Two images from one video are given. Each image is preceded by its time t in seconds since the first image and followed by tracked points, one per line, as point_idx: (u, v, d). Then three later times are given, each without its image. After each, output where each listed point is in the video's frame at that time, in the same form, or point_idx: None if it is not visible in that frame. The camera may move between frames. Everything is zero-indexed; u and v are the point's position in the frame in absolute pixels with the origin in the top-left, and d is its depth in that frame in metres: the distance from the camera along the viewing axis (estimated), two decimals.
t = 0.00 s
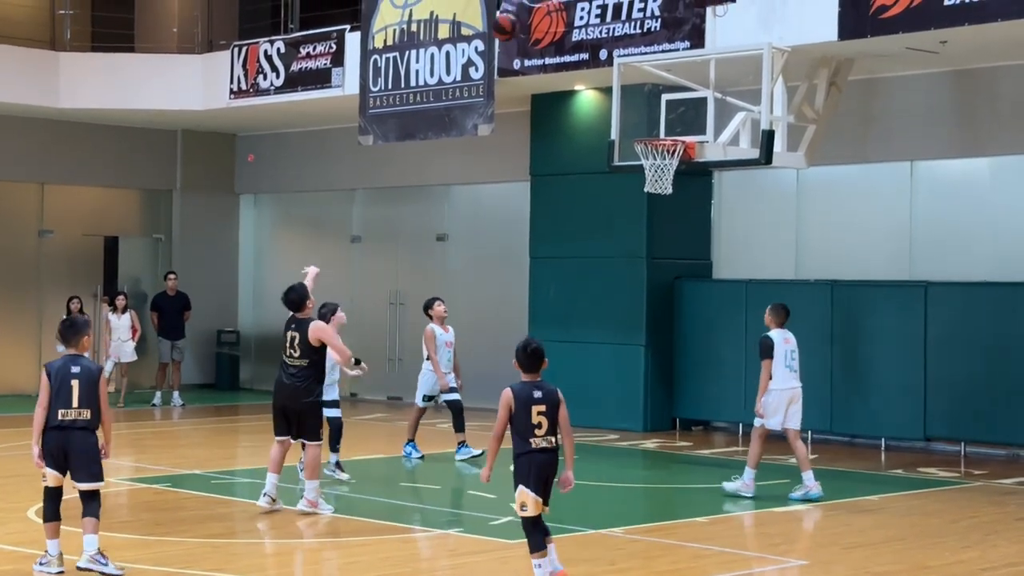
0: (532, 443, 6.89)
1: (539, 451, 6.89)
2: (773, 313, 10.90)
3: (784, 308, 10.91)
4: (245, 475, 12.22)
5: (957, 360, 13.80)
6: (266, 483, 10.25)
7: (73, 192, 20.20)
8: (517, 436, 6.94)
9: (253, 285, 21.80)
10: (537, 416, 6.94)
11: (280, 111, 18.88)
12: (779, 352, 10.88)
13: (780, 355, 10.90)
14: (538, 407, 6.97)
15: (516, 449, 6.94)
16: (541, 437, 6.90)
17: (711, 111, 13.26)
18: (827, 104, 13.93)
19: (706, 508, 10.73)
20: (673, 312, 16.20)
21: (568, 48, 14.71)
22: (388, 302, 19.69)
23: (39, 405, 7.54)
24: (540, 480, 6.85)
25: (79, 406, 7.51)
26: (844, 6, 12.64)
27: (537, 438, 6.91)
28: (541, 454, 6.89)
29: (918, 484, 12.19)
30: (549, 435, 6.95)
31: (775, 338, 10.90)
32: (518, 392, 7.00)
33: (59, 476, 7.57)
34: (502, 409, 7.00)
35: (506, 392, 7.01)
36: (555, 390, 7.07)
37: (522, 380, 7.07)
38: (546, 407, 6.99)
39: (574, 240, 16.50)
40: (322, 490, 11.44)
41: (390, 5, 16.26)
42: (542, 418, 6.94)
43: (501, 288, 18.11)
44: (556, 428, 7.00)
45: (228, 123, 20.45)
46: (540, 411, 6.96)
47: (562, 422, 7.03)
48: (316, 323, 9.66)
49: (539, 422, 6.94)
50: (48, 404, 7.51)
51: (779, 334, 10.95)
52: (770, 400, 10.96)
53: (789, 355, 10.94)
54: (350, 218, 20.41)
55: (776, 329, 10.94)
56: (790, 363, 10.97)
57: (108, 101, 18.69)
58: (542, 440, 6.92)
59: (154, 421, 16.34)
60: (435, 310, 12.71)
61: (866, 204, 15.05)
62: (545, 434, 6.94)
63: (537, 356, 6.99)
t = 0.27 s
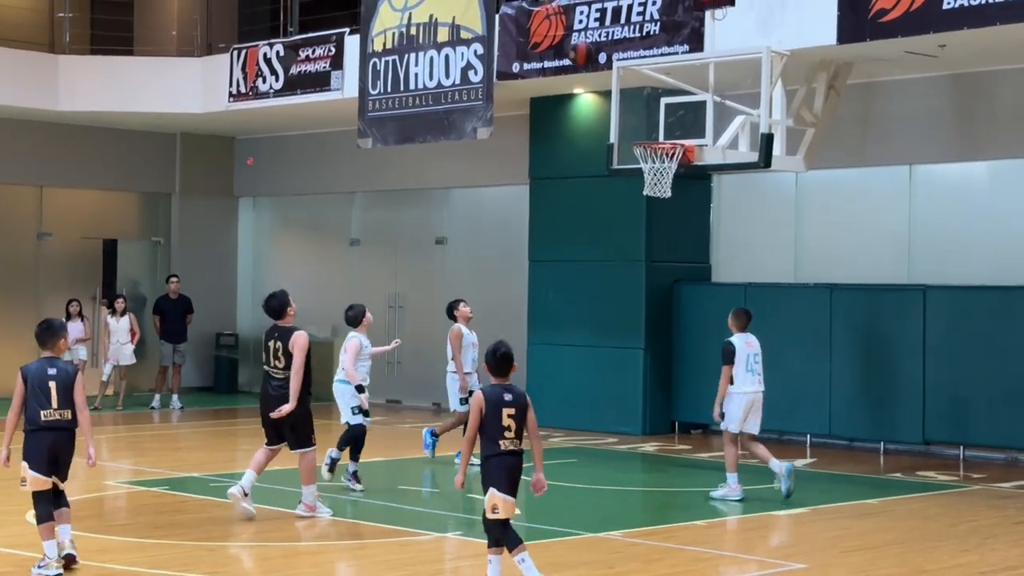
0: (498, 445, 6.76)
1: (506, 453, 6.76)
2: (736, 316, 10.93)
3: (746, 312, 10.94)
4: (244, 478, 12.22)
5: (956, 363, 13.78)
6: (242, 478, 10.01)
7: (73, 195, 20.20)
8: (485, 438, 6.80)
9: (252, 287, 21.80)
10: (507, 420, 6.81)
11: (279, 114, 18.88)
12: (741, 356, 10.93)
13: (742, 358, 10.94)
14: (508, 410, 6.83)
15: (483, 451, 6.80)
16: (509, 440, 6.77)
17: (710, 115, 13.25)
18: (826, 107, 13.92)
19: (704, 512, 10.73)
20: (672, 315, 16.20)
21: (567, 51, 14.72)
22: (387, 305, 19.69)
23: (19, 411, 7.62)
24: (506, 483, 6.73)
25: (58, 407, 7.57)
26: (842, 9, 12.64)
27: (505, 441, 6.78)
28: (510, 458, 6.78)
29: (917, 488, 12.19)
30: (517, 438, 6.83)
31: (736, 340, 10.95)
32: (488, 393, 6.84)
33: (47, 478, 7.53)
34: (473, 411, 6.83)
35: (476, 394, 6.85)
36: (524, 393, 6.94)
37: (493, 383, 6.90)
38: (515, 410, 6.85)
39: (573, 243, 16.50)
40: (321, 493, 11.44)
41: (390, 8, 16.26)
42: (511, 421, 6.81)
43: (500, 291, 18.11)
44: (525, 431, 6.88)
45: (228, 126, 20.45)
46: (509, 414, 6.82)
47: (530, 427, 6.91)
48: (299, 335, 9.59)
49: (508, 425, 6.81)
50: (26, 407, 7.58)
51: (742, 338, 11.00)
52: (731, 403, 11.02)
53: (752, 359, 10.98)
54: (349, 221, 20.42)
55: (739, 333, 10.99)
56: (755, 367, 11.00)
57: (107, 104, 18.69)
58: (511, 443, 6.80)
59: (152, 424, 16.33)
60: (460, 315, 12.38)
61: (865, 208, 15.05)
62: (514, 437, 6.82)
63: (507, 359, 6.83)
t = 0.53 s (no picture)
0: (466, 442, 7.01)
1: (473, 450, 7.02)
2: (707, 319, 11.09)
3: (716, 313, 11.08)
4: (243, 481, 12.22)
5: (955, 367, 13.78)
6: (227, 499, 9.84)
7: (72, 197, 20.19)
8: (453, 434, 7.02)
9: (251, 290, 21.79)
10: (475, 416, 7.05)
11: (278, 117, 18.88)
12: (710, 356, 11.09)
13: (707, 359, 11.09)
14: (476, 407, 7.07)
15: (451, 446, 7.01)
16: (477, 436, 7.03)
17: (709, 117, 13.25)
18: (825, 110, 13.93)
19: (703, 515, 10.72)
20: (671, 318, 16.19)
21: (566, 53, 14.72)
22: (386, 308, 19.69)
23: None
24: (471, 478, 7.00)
25: (41, 409, 7.63)
26: (841, 12, 12.65)
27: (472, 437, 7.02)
28: (475, 453, 7.04)
29: (916, 491, 12.20)
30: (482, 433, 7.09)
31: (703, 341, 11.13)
32: (459, 390, 7.05)
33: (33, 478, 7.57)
34: (443, 406, 7.02)
35: (445, 389, 7.04)
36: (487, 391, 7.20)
37: (458, 380, 7.13)
38: (482, 407, 7.10)
39: (572, 246, 16.50)
40: (320, 496, 11.44)
41: (389, 11, 16.26)
42: (479, 418, 7.07)
43: (499, 293, 18.11)
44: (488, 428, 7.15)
45: (227, 129, 20.44)
46: (479, 412, 7.07)
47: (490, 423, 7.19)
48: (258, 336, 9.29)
49: (476, 421, 7.06)
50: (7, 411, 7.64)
51: (711, 339, 11.14)
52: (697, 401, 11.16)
53: (719, 359, 11.11)
54: (348, 224, 20.41)
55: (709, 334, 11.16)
56: (722, 366, 11.13)
57: (107, 106, 18.69)
58: (478, 439, 7.06)
59: (151, 427, 16.31)
60: (485, 324, 12.06)
61: (864, 211, 15.05)
62: (481, 433, 7.08)
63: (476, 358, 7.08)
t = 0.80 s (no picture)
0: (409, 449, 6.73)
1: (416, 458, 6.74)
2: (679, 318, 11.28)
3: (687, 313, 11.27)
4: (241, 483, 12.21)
5: (954, 369, 13.78)
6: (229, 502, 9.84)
7: (71, 199, 20.19)
8: (395, 441, 6.74)
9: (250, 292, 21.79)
10: (421, 423, 6.76)
11: (277, 119, 18.87)
12: (680, 354, 11.23)
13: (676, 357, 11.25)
14: (421, 414, 6.77)
15: (391, 453, 6.74)
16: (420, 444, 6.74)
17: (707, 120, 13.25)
18: (824, 113, 13.95)
19: (702, 517, 10.72)
20: (670, 320, 16.18)
21: (565, 56, 14.73)
22: (385, 310, 19.69)
23: None
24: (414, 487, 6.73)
25: (17, 405, 7.89)
26: (840, 14, 12.65)
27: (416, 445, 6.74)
28: (420, 461, 6.76)
29: (915, 493, 12.19)
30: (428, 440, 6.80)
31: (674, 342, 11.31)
32: (403, 397, 6.76)
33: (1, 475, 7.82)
34: (386, 412, 6.76)
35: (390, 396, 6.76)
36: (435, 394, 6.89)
37: (404, 385, 6.85)
38: (429, 413, 6.81)
39: (571, 248, 16.49)
40: (319, 498, 11.43)
41: (387, 13, 16.28)
42: (424, 425, 6.76)
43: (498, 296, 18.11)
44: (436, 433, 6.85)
45: (226, 131, 20.44)
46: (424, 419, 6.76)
47: (439, 429, 6.89)
48: (213, 347, 8.90)
49: (421, 429, 6.76)
50: None
51: (681, 338, 11.28)
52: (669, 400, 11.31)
53: (688, 358, 11.24)
54: (347, 226, 20.41)
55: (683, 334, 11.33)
56: (691, 365, 11.25)
57: (106, 108, 18.69)
58: (423, 445, 6.77)
59: (149, 429, 16.31)
60: (496, 335, 12.05)
61: (863, 213, 15.05)
62: (427, 440, 6.79)
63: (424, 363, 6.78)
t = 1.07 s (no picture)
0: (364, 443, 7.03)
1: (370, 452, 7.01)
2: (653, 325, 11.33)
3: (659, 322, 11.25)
4: (240, 485, 12.21)
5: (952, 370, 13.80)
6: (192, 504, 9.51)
7: (69, 200, 20.18)
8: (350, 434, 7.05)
9: (249, 294, 21.78)
10: (371, 417, 7.07)
11: (276, 120, 18.87)
12: (651, 362, 11.24)
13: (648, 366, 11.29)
14: (373, 408, 7.10)
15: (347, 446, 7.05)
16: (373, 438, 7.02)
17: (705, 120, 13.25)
18: (822, 114, 13.95)
19: (701, 517, 10.72)
20: (669, 320, 16.18)
21: (563, 57, 14.74)
22: (384, 311, 19.69)
23: None
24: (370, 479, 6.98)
25: None
26: (839, 14, 12.66)
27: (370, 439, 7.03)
28: (372, 454, 7.02)
29: (913, 494, 12.20)
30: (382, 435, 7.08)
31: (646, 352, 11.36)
32: (355, 391, 7.12)
33: None
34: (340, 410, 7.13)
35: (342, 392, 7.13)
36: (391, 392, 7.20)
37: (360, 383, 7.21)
38: (381, 407, 7.12)
39: (570, 250, 16.49)
40: (317, 499, 11.44)
41: (386, 14, 16.28)
42: (376, 419, 7.07)
43: (496, 297, 18.11)
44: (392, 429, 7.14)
45: (225, 132, 20.43)
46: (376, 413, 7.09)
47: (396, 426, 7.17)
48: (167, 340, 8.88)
49: (374, 423, 7.07)
50: None
51: (653, 348, 11.29)
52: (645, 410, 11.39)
53: (659, 367, 11.23)
54: (346, 227, 20.41)
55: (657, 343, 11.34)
56: (662, 374, 11.24)
57: (105, 110, 18.69)
58: (375, 439, 7.05)
59: (148, 430, 16.31)
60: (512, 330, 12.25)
61: (862, 214, 15.05)
62: (380, 434, 7.07)
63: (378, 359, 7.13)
